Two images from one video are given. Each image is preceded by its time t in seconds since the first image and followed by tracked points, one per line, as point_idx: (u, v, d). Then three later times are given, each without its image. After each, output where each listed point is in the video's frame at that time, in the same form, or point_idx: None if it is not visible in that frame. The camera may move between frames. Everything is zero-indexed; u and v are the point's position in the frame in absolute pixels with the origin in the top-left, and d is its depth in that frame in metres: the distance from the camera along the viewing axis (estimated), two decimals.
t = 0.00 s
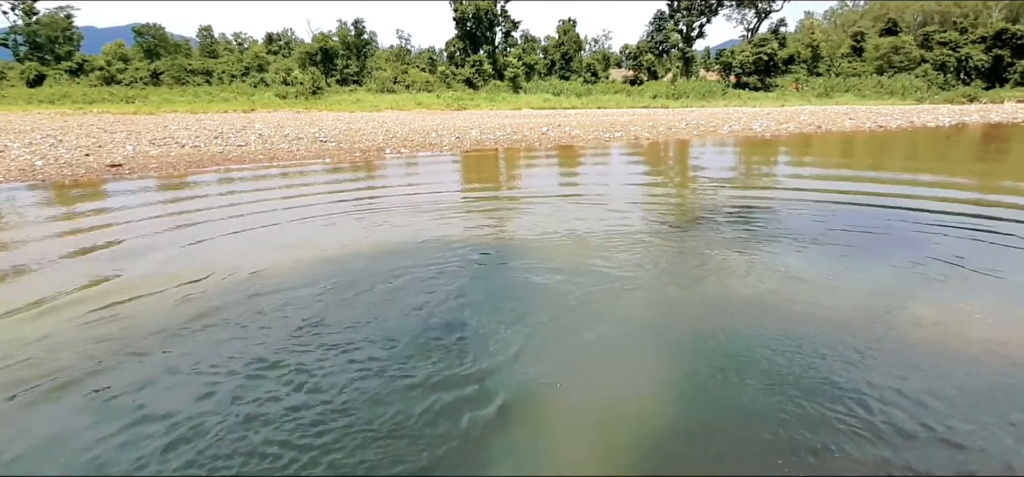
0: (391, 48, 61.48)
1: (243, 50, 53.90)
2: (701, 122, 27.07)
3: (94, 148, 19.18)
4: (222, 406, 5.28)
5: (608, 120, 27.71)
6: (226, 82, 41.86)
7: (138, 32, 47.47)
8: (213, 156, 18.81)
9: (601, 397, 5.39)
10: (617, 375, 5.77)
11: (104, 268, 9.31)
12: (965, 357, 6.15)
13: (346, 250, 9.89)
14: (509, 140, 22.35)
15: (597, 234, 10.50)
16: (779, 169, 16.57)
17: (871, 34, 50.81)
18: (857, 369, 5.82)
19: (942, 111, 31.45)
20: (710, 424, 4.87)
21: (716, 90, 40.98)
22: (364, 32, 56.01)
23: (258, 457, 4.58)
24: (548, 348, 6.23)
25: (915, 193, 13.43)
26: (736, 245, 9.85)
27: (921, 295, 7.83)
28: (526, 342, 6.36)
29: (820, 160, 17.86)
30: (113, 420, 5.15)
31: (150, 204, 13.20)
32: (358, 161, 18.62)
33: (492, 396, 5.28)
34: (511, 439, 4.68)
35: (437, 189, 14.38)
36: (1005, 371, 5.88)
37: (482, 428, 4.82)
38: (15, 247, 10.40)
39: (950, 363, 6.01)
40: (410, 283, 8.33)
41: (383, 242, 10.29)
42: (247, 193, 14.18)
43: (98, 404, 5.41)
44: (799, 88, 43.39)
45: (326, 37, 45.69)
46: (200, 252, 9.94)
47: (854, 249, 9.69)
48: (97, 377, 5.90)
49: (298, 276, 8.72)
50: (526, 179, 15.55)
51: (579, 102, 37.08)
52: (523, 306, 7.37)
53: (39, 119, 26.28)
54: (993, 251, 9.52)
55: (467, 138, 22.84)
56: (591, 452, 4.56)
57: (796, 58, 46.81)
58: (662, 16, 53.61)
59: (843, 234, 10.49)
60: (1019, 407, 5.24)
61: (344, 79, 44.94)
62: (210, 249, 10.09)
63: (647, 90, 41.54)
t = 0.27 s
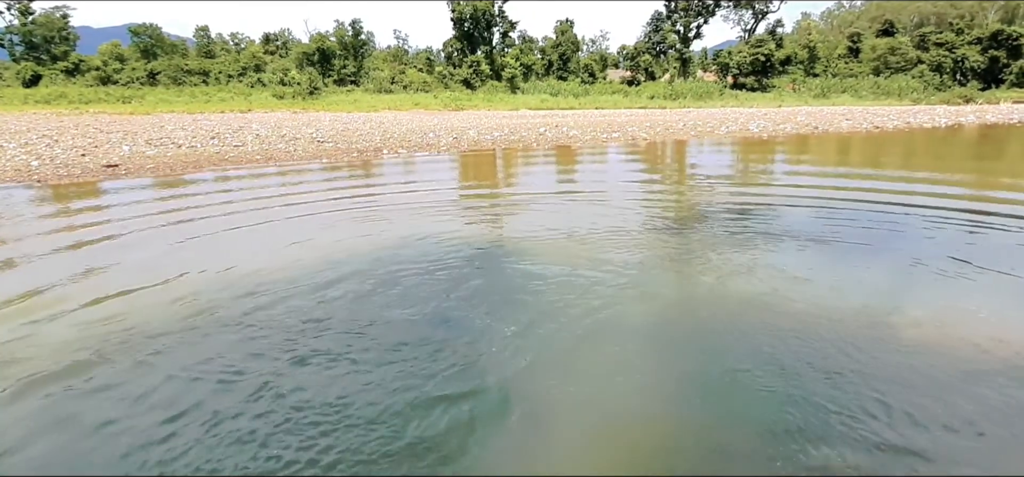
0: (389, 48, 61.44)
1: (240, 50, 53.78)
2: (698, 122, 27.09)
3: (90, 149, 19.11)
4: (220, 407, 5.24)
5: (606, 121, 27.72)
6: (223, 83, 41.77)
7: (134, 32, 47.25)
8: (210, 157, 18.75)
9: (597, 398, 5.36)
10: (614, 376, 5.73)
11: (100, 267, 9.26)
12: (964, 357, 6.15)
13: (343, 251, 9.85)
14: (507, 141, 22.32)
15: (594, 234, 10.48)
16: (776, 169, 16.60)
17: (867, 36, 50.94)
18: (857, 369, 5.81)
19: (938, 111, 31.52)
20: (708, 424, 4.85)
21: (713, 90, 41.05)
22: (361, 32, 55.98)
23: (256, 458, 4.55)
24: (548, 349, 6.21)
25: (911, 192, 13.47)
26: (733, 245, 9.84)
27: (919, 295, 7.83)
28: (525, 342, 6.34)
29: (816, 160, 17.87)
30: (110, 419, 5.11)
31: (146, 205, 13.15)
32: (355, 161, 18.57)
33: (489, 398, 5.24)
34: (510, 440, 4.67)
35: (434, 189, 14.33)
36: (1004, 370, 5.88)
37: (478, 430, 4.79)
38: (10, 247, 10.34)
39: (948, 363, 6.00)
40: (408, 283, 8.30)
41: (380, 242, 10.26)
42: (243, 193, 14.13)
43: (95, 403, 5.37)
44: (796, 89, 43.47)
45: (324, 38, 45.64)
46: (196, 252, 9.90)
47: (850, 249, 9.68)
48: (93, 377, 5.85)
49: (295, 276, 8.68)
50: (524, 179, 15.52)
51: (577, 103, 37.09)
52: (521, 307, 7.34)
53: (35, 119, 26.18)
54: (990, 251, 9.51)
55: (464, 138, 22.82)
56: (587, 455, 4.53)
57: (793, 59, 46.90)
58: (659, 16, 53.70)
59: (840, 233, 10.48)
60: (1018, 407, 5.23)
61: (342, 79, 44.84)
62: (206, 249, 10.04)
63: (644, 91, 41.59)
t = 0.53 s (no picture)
0: (387, 48, 61.38)
1: (238, 50, 53.68)
2: (697, 123, 27.11)
3: (87, 149, 19.07)
4: (220, 407, 5.25)
5: (604, 121, 27.73)
6: (221, 83, 41.72)
7: (132, 32, 47.11)
8: (208, 157, 18.72)
9: (596, 398, 5.36)
10: (613, 376, 5.73)
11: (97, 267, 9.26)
12: (963, 357, 6.17)
13: (341, 251, 9.84)
14: (505, 141, 22.31)
15: (593, 234, 10.48)
16: (775, 169, 16.63)
17: (865, 36, 51.02)
18: (855, 368, 5.82)
19: (935, 112, 31.57)
20: (707, 424, 4.85)
21: (711, 90, 41.08)
22: (359, 32, 55.94)
23: (256, 458, 4.55)
24: (547, 348, 6.21)
25: (909, 193, 13.51)
26: (731, 245, 9.85)
27: (917, 295, 7.84)
28: (525, 342, 6.34)
29: (814, 161, 17.88)
30: (111, 420, 5.11)
31: (144, 205, 13.14)
32: (353, 162, 18.55)
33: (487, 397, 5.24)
34: (510, 439, 4.68)
35: (432, 189, 14.31)
36: (1003, 370, 5.90)
37: (476, 430, 4.78)
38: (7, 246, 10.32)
39: (947, 362, 6.02)
40: (407, 283, 8.30)
41: (379, 242, 10.26)
42: (241, 193, 14.11)
43: (95, 404, 5.37)
44: (794, 89, 43.54)
45: (322, 38, 45.59)
46: (194, 252, 9.89)
47: (848, 249, 9.69)
48: (92, 378, 5.85)
49: (293, 276, 8.68)
50: (522, 180, 15.51)
51: (575, 103, 37.08)
52: (520, 307, 7.35)
53: (32, 119, 26.10)
54: (988, 251, 9.53)
55: (462, 138, 22.80)
56: (586, 455, 4.53)
57: (791, 60, 46.96)
58: (658, 17, 53.74)
59: (838, 233, 10.49)
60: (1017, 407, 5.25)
61: (340, 79, 44.77)
62: (204, 249, 10.03)
63: (643, 92, 41.63)
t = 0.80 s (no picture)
0: (387, 47, 61.33)
1: (237, 50, 53.61)
2: (696, 123, 27.13)
3: (86, 148, 19.05)
4: (218, 408, 5.23)
5: (603, 121, 27.75)
6: (220, 82, 41.69)
7: (131, 31, 47.01)
8: (207, 157, 18.71)
9: (595, 396, 5.36)
10: (612, 375, 5.73)
11: (97, 267, 9.25)
12: (962, 357, 6.16)
13: (340, 251, 9.83)
14: (504, 141, 22.31)
15: (592, 234, 10.47)
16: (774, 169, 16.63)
17: (864, 36, 51.08)
18: (855, 369, 5.81)
19: (934, 112, 31.62)
20: (706, 423, 4.86)
21: (711, 91, 41.09)
22: (359, 32, 55.90)
23: (255, 460, 4.54)
24: (546, 349, 6.20)
25: (908, 193, 13.51)
26: (730, 245, 9.85)
27: (917, 295, 7.83)
28: (524, 343, 6.33)
29: (813, 161, 17.89)
30: (109, 420, 5.10)
31: (143, 204, 13.13)
32: (353, 162, 18.54)
33: (487, 397, 5.25)
34: (508, 438, 4.67)
35: (431, 189, 14.30)
36: (1003, 371, 5.89)
37: (475, 429, 4.79)
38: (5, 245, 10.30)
39: (946, 363, 6.01)
40: (406, 283, 8.29)
41: (378, 242, 10.25)
42: (240, 193, 14.11)
43: (93, 405, 5.36)
44: (793, 90, 43.60)
45: (321, 38, 45.58)
46: (193, 252, 9.86)
47: (847, 249, 9.70)
48: (91, 378, 5.84)
49: (292, 276, 8.70)
50: (521, 180, 15.50)
51: (574, 103, 37.07)
52: (519, 307, 7.33)
53: (30, 118, 26.05)
54: (987, 251, 9.54)
55: (462, 138, 22.80)
56: (586, 453, 4.52)
57: (790, 60, 47.01)
58: (657, 17, 53.76)
59: (837, 234, 10.49)
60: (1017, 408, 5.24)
61: (339, 79, 44.74)
62: (203, 249, 10.00)
63: (642, 92, 41.65)
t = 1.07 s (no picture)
0: (387, 47, 61.30)
1: (237, 50, 53.63)
2: (696, 123, 27.12)
3: (86, 148, 19.04)
4: (217, 408, 5.22)
5: (603, 121, 27.74)
6: (219, 82, 41.69)
7: (131, 32, 46.99)
8: (206, 157, 18.69)
9: (595, 396, 5.34)
10: (613, 375, 5.71)
11: (96, 266, 9.24)
12: (963, 357, 6.14)
13: (340, 251, 9.82)
14: (504, 141, 22.30)
15: (592, 234, 10.45)
16: (773, 169, 16.63)
17: (864, 36, 51.09)
18: (856, 369, 5.79)
19: (934, 112, 31.62)
20: (707, 424, 4.84)
21: (711, 90, 41.08)
22: (359, 32, 55.87)
23: (253, 461, 4.52)
24: (545, 349, 6.18)
25: (908, 192, 13.51)
26: (730, 245, 9.83)
27: (917, 294, 7.82)
28: (523, 343, 6.31)
29: (814, 161, 17.87)
30: (107, 420, 5.09)
31: (142, 204, 13.12)
32: (353, 162, 18.53)
33: (487, 398, 5.24)
34: (507, 439, 4.65)
35: (431, 189, 14.29)
36: (1004, 370, 5.87)
37: (475, 429, 4.78)
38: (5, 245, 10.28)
39: (947, 363, 5.99)
40: (405, 283, 8.28)
41: (377, 242, 10.25)
42: (240, 193, 14.09)
43: (94, 404, 5.36)
44: (793, 90, 43.60)
45: (321, 38, 45.56)
46: (193, 252, 9.84)
47: (848, 248, 9.68)
48: (89, 378, 5.83)
49: (292, 276, 8.70)
50: (522, 180, 15.49)
51: (574, 103, 37.05)
52: (518, 307, 7.32)
53: (30, 118, 26.04)
54: (988, 250, 9.52)
55: (462, 138, 22.79)
56: (587, 455, 4.50)
57: (790, 60, 47.00)
58: (657, 17, 53.76)
59: (838, 233, 10.47)
60: (1018, 408, 5.22)
61: (339, 79, 44.73)
62: (203, 249, 9.99)
63: (642, 92, 41.66)
